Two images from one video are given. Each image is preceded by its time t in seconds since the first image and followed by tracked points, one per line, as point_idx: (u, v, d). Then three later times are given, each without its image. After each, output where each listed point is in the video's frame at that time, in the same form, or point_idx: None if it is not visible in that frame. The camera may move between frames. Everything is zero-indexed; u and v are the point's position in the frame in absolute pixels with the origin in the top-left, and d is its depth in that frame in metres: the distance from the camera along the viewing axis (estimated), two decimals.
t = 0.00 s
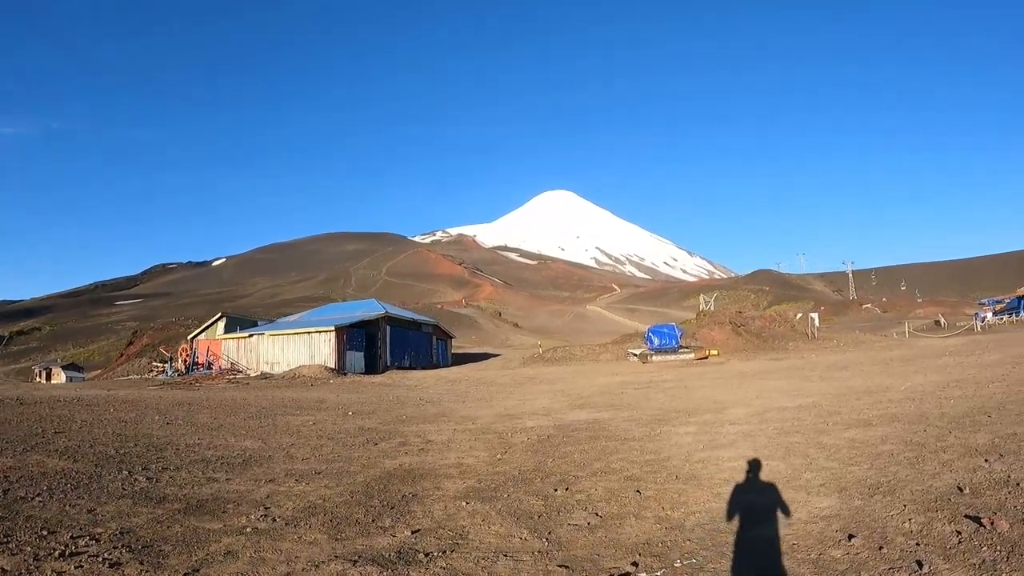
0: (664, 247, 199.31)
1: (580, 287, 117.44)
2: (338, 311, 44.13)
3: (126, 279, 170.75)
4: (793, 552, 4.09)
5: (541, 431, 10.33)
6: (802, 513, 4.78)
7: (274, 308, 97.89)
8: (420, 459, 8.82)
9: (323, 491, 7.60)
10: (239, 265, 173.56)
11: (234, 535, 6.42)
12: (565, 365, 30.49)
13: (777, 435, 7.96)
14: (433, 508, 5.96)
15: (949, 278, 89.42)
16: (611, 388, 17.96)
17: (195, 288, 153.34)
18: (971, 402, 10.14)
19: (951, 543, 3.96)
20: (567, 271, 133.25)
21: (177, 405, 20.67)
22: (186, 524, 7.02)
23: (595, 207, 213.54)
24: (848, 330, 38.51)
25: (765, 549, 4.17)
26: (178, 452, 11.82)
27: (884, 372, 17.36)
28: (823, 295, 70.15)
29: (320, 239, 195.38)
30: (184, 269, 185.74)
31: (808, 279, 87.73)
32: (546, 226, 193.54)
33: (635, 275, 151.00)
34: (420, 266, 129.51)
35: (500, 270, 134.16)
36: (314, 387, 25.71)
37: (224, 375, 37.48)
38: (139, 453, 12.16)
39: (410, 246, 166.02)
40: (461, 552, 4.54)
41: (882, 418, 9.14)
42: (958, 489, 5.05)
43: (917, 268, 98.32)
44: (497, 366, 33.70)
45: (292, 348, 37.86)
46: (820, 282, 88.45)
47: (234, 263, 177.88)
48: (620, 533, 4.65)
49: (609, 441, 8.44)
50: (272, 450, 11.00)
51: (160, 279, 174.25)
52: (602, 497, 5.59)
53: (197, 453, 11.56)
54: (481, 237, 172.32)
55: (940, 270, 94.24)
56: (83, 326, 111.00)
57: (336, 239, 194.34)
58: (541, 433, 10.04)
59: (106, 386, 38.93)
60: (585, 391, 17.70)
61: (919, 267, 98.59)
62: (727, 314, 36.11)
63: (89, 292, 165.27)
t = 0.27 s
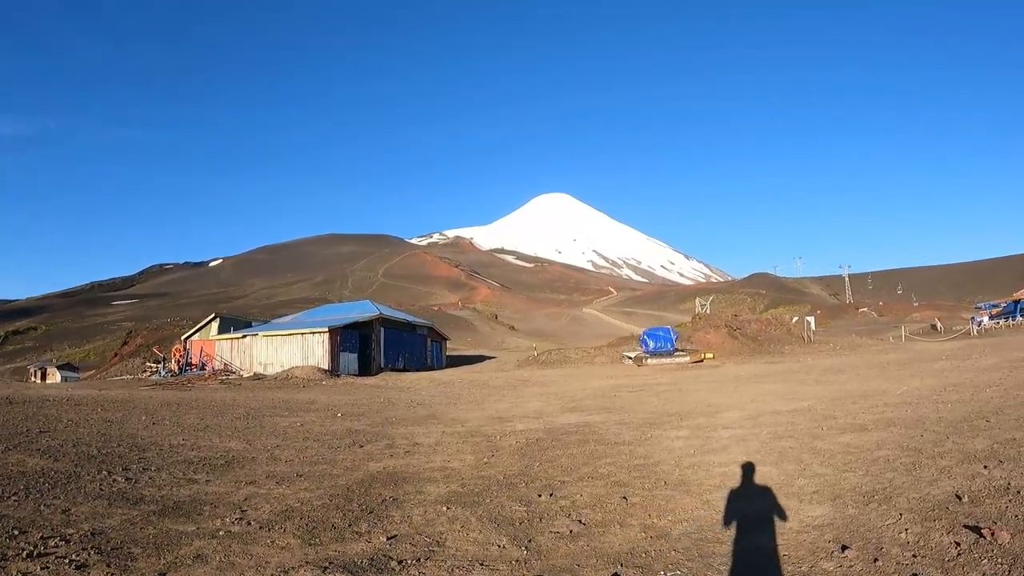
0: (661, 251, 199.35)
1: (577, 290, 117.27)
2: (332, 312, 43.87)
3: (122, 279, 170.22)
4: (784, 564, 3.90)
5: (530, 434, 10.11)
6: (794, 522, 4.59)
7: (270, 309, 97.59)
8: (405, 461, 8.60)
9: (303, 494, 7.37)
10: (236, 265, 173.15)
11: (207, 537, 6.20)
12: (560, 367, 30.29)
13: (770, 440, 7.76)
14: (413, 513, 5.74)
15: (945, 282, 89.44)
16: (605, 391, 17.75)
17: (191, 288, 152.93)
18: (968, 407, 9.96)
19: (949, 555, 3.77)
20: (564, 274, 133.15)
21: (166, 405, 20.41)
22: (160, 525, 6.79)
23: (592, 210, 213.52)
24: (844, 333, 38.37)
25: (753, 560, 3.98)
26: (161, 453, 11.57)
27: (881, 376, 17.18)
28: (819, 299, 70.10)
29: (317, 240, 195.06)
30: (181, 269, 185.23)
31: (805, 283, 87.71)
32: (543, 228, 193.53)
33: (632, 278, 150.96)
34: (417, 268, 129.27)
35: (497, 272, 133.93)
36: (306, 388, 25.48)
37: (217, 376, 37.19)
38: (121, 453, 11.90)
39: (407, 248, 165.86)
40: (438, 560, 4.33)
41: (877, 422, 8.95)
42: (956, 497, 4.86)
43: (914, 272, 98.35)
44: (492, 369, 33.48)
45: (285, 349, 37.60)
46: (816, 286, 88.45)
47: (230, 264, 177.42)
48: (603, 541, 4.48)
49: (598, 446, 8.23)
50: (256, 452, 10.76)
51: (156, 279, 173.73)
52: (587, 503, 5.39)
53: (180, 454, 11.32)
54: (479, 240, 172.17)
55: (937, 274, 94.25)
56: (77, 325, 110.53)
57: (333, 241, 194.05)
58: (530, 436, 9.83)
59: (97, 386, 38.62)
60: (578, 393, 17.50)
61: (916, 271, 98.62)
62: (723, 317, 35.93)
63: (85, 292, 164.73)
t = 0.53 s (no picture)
0: (659, 254, 199.32)
1: (575, 294, 117.07)
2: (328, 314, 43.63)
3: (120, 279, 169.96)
4: None
5: (522, 440, 9.90)
6: (788, 537, 4.42)
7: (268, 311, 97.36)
8: (392, 467, 8.39)
9: (284, 501, 7.16)
10: (234, 267, 172.84)
11: (180, 546, 5.98)
12: (556, 371, 30.08)
13: (766, 449, 7.56)
14: (393, 524, 5.53)
15: (944, 286, 89.37)
16: (600, 395, 17.54)
17: (189, 289, 152.68)
18: (968, 414, 9.76)
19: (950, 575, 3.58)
20: (562, 277, 132.98)
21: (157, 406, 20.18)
22: (134, 532, 6.57)
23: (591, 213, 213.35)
24: (842, 338, 38.19)
25: None
26: (145, 456, 11.34)
27: (879, 381, 16.99)
28: (818, 303, 69.97)
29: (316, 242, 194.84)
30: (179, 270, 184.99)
31: (804, 287, 87.61)
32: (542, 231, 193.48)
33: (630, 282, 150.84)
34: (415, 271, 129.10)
35: (495, 275, 133.79)
36: (300, 390, 25.27)
37: (211, 377, 36.96)
38: (104, 456, 11.65)
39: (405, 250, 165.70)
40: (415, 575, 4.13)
41: (876, 429, 8.74)
42: (958, 510, 4.67)
43: (913, 276, 98.26)
44: (488, 372, 33.27)
45: (280, 351, 37.36)
46: (815, 290, 88.32)
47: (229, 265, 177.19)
48: (587, 557, 4.34)
49: (590, 452, 8.03)
50: (240, 456, 10.54)
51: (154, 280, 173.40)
52: (574, 515, 5.19)
53: (164, 458, 11.09)
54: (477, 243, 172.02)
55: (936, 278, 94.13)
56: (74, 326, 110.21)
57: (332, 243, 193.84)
58: (521, 442, 9.62)
59: (91, 387, 38.37)
60: (573, 398, 17.29)
61: (914, 275, 98.52)
62: (721, 322, 35.72)
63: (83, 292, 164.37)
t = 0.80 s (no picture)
0: (660, 255, 199.17)
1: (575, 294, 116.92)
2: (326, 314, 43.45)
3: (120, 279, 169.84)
4: None
5: (514, 442, 9.72)
6: (781, 545, 4.25)
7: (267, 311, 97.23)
8: (380, 469, 8.22)
9: (267, 503, 6.98)
10: (234, 267, 172.69)
11: (157, 549, 5.81)
12: (554, 372, 29.92)
13: (761, 452, 7.38)
14: (374, 528, 5.37)
15: (945, 287, 89.20)
16: (597, 397, 17.36)
17: (190, 289, 152.54)
18: (968, 417, 9.59)
19: None
20: (562, 278, 132.82)
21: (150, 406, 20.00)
22: (112, 533, 6.39)
23: (591, 214, 213.10)
24: (842, 339, 38.02)
25: None
26: (133, 456, 11.16)
27: (879, 383, 16.79)
28: (817, 304, 69.81)
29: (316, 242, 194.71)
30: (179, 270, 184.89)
31: (804, 288, 87.46)
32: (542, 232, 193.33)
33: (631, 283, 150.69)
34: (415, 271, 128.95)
35: (495, 275, 133.63)
36: (296, 391, 25.12)
37: (208, 377, 36.77)
38: (91, 456, 11.46)
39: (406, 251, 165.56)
40: None
41: (875, 432, 8.56)
42: (959, 517, 4.49)
43: (913, 277, 98.09)
44: (486, 373, 33.10)
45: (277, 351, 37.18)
46: (815, 291, 88.18)
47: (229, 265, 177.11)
48: (569, 566, 4.19)
49: (581, 455, 7.86)
50: (227, 457, 10.37)
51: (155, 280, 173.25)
52: (561, 522, 5.02)
53: (152, 458, 10.92)
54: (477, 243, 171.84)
55: (936, 279, 93.97)
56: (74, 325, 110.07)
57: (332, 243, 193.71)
58: (513, 444, 9.44)
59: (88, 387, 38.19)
60: (569, 399, 17.11)
61: (915, 276, 98.33)
62: (720, 323, 35.58)
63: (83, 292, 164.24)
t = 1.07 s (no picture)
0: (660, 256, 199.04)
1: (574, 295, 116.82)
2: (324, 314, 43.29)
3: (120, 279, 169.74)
4: None
5: (504, 444, 9.56)
6: (769, 555, 4.10)
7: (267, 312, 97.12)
8: (366, 472, 8.05)
9: (247, 506, 6.82)
10: (234, 267, 172.56)
11: (131, 551, 5.64)
12: (552, 373, 29.74)
13: (753, 456, 7.20)
14: (353, 532, 5.19)
15: (945, 288, 89.00)
16: (592, 398, 17.19)
17: (190, 289, 152.42)
18: (965, 420, 9.43)
19: None
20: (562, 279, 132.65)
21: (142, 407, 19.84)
22: (88, 535, 6.21)
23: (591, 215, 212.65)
24: (841, 340, 37.85)
25: None
26: (119, 457, 10.98)
27: (876, 385, 16.63)
28: (817, 305, 69.56)
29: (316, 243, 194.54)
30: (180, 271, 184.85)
31: (804, 289, 87.27)
32: (543, 233, 193.16)
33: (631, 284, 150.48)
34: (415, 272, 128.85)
35: (495, 276, 133.45)
36: (291, 392, 24.97)
37: (205, 378, 36.60)
38: (78, 457, 11.27)
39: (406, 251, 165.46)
40: None
41: (870, 436, 8.39)
42: (954, 528, 4.33)
43: (913, 278, 97.93)
44: (483, 374, 32.96)
45: (274, 352, 37.01)
46: (815, 292, 87.96)
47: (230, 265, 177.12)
48: None
49: (571, 458, 7.69)
50: (214, 458, 10.19)
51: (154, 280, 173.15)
52: (543, 529, 4.85)
53: (138, 459, 10.74)
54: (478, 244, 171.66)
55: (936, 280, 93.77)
56: (73, 326, 109.95)
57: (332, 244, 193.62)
58: (503, 447, 9.27)
59: (84, 387, 38.03)
60: (564, 400, 16.95)
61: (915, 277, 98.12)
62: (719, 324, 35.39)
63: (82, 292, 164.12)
